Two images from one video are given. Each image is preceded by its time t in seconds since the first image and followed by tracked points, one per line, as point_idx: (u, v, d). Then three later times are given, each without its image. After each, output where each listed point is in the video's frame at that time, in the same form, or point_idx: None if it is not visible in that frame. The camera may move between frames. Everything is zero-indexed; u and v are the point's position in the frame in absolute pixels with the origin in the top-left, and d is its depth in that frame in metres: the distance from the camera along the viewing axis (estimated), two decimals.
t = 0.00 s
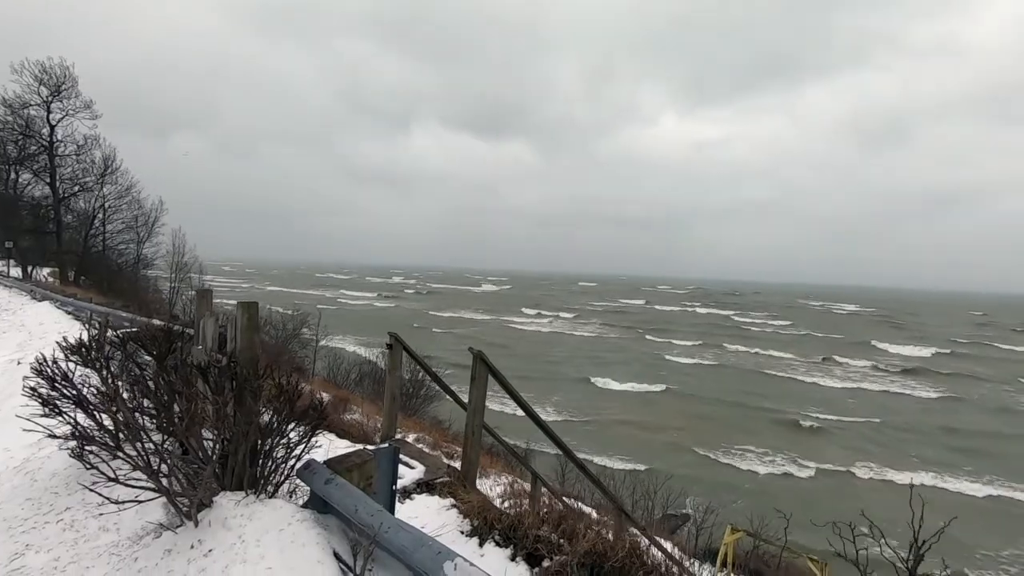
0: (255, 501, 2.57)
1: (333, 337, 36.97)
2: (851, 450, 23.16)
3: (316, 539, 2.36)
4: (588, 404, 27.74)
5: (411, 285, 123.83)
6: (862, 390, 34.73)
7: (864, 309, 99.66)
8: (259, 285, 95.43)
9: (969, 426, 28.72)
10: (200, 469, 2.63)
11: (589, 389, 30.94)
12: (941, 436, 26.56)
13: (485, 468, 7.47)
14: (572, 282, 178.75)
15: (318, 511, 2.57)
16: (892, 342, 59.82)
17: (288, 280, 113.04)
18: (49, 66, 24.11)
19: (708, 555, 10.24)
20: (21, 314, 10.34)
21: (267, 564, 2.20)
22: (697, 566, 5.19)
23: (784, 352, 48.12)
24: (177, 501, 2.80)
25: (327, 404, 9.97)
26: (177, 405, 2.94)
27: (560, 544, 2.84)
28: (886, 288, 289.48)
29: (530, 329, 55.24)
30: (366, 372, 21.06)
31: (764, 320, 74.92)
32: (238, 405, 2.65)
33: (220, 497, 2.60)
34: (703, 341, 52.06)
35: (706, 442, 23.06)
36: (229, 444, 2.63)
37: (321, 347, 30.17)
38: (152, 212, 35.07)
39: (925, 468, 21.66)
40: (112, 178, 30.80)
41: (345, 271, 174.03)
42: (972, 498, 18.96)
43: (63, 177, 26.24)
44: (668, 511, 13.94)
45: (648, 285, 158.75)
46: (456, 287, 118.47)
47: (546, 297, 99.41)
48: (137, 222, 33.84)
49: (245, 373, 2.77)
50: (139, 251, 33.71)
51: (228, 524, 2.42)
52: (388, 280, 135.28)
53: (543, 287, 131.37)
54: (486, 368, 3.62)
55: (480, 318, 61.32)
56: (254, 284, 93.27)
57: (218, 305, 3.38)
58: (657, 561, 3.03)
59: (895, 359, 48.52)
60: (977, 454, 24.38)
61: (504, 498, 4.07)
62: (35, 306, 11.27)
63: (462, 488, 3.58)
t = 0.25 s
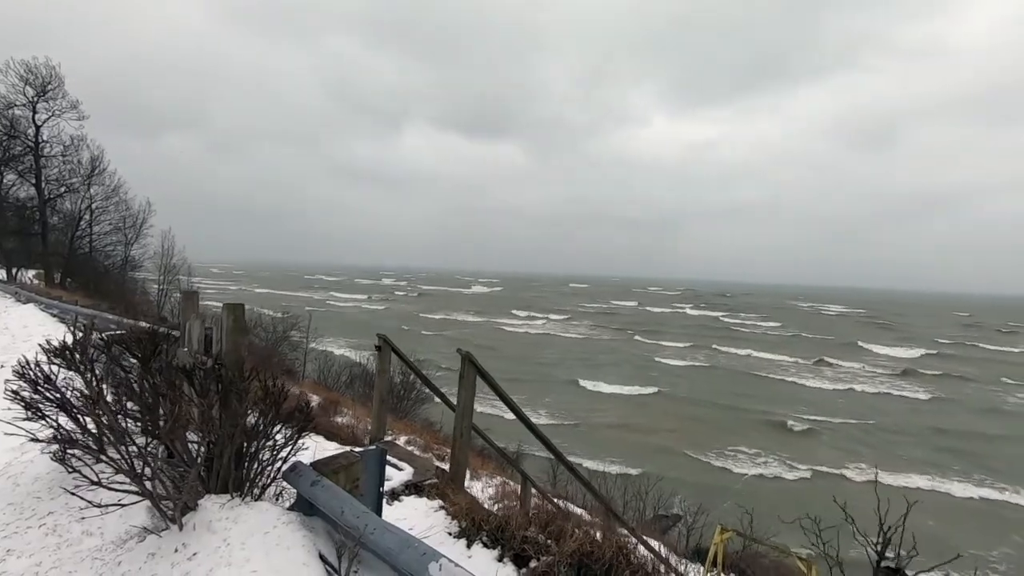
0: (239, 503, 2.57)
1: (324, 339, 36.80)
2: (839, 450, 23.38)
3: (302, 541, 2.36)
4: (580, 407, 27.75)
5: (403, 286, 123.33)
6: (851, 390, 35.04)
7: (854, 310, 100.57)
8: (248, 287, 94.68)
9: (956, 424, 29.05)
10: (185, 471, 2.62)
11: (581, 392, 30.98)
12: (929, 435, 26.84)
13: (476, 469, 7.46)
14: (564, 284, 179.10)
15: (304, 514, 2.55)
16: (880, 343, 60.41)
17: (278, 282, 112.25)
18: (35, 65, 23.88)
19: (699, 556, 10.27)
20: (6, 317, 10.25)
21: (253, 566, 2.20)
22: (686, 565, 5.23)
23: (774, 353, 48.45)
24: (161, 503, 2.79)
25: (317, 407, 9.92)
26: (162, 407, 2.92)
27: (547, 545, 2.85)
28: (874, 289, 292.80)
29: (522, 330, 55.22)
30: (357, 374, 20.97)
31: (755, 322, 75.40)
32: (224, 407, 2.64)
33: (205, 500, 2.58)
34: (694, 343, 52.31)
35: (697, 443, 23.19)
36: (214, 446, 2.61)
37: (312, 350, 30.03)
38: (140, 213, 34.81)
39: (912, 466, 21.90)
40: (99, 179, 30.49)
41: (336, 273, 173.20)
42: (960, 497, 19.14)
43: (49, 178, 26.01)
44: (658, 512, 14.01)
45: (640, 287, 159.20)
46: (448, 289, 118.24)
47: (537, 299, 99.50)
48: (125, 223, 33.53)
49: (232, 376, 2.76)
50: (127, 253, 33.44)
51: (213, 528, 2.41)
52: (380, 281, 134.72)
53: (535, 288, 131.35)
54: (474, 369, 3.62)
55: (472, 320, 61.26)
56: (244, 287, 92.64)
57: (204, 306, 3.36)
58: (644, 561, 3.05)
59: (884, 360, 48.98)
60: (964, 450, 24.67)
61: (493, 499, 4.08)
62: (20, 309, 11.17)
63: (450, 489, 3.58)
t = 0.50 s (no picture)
0: (208, 503, 2.52)
1: (304, 339, 36.31)
2: (816, 443, 23.81)
3: (273, 540, 2.32)
4: (562, 405, 27.75)
5: (386, 284, 122.18)
6: (828, 385, 35.67)
7: (831, 305, 102.47)
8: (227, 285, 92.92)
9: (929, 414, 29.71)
10: (152, 472, 2.56)
11: (564, 390, 31.04)
12: (904, 426, 27.41)
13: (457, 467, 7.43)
14: (547, 281, 179.36)
15: (276, 512, 2.51)
16: (857, 337, 61.59)
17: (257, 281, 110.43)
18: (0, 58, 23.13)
19: (680, 549, 10.34)
20: None
21: (222, 565, 2.16)
22: (666, 557, 5.28)
23: (754, 349, 49.11)
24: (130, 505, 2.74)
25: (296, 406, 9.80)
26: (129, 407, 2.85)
27: (523, 539, 2.84)
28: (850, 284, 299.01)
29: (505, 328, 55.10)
30: (338, 373, 20.70)
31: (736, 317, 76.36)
32: (192, 405, 2.58)
33: (172, 500, 2.52)
34: (676, 339, 52.74)
35: (678, 439, 23.40)
36: (182, 443, 2.56)
37: (292, 349, 29.63)
38: (113, 210, 34.00)
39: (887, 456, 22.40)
40: (70, 175, 29.66)
41: (317, 271, 171.07)
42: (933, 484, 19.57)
43: (17, 174, 25.24)
44: (640, 506, 14.12)
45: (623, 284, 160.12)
46: (431, 286, 117.58)
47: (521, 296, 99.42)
48: (97, 220, 32.70)
49: (200, 373, 2.71)
50: (100, 251, 32.63)
51: (180, 529, 2.36)
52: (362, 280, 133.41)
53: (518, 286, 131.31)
54: (452, 365, 3.60)
55: (455, 318, 60.96)
56: (221, 286, 90.74)
57: (172, 303, 3.28)
58: (621, 553, 3.08)
59: (860, 354, 49.96)
60: (938, 439, 25.23)
61: (471, 495, 4.07)
62: None
63: (427, 485, 3.56)
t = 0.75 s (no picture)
0: (166, 508, 2.44)
1: (271, 338, 35.43)
2: (780, 431, 24.55)
3: (234, 543, 2.28)
4: (535, 402, 27.85)
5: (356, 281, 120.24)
6: (792, 376, 36.78)
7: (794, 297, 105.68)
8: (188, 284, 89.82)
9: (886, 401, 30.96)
10: (106, 478, 2.47)
11: (536, 386, 31.15)
12: (863, 412, 28.48)
13: (428, 464, 7.40)
14: (520, 276, 179.63)
15: (238, 515, 2.46)
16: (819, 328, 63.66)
17: (221, 279, 107.19)
18: None
19: (650, 539, 10.55)
20: None
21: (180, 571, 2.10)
22: (635, 546, 5.40)
23: (721, 341, 50.26)
24: (81, 512, 2.63)
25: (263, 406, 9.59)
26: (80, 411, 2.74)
27: (492, 533, 2.86)
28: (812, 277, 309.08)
29: (477, 324, 54.94)
30: (306, 372, 20.31)
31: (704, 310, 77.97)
32: (147, 407, 2.50)
33: (128, 507, 2.44)
34: (647, 333, 53.52)
35: (648, 433, 23.80)
36: (137, 447, 2.47)
37: (258, 348, 28.89)
38: (65, 207, 32.46)
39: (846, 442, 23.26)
40: (18, 169, 28.19)
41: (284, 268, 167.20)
42: (890, 466, 20.40)
43: None
44: (612, 497, 14.32)
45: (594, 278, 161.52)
46: (403, 283, 116.25)
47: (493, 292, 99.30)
48: (48, 217, 31.26)
49: (156, 375, 2.62)
50: (52, 248, 31.16)
51: (136, 535, 2.28)
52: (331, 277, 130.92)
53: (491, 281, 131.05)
54: (419, 362, 3.58)
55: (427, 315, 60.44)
56: (182, 284, 87.64)
57: (126, 303, 3.16)
58: (588, 545, 3.14)
59: (821, 345, 51.67)
60: (894, 424, 26.31)
61: (441, 491, 4.07)
62: None
63: (396, 483, 3.54)
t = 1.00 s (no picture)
0: (128, 512, 2.38)
1: (241, 336, 34.62)
2: (750, 420, 25.20)
3: (201, 544, 2.24)
4: (511, 397, 27.91)
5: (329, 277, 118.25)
6: (761, 366, 37.73)
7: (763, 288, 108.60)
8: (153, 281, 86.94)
9: (850, 388, 32.07)
10: (63, 483, 2.39)
11: (513, 381, 31.19)
12: (829, 399, 29.41)
13: (403, 459, 7.36)
14: (495, 270, 179.40)
15: (205, 515, 2.42)
16: (786, 319, 65.43)
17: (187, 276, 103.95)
18: None
19: (625, 529, 10.71)
20: None
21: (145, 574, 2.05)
22: (609, 535, 5.50)
23: (694, 333, 51.16)
24: (40, 518, 2.55)
25: (232, 405, 9.39)
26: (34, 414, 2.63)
27: (464, 527, 2.88)
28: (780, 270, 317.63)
29: (453, 319, 54.68)
30: (278, 370, 19.95)
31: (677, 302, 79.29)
32: (108, 408, 2.43)
33: (88, 512, 2.36)
34: (621, 326, 54.13)
35: (623, 425, 24.12)
36: (95, 448, 2.40)
37: (228, 347, 28.19)
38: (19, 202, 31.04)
39: (813, 429, 24.00)
40: None
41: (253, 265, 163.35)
42: (854, 451, 21.17)
43: None
44: (588, 488, 14.50)
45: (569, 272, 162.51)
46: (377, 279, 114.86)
47: (469, 287, 98.92)
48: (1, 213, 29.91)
49: (115, 375, 2.55)
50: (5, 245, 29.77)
51: (97, 540, 2.21)
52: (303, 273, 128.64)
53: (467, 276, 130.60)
54: (391, 357, 3.56)
55: (401, 310, 59.85)
56: (143, 281, 84.55)
57: (82, 302, 3.05)
58: (561, 535, 3.19)
59: (790, 336, 53.10)
60: (860, 412, 27.10)
61: (415, 485, 4.07)
62: None
63: (368, 480, 3.52)
